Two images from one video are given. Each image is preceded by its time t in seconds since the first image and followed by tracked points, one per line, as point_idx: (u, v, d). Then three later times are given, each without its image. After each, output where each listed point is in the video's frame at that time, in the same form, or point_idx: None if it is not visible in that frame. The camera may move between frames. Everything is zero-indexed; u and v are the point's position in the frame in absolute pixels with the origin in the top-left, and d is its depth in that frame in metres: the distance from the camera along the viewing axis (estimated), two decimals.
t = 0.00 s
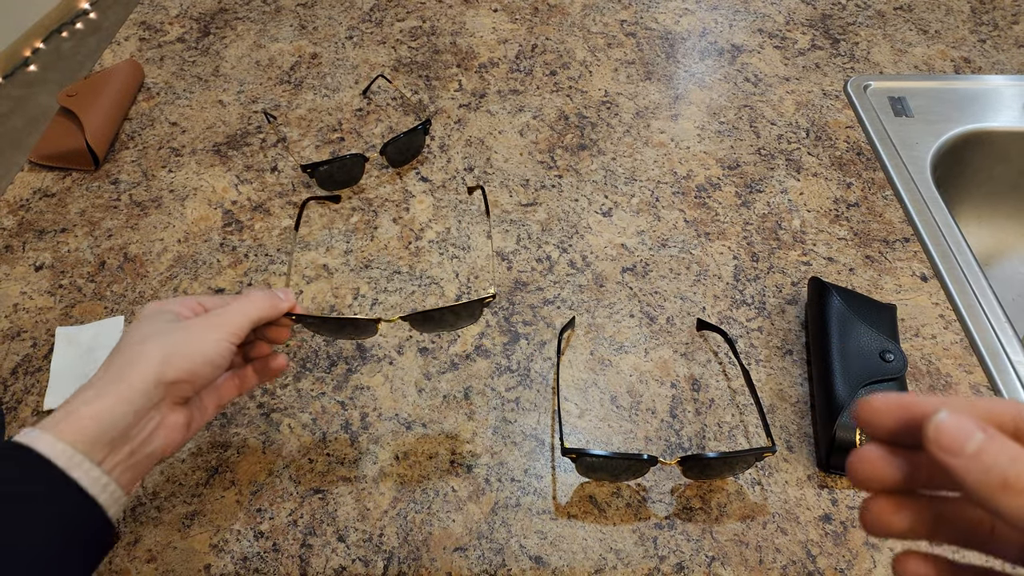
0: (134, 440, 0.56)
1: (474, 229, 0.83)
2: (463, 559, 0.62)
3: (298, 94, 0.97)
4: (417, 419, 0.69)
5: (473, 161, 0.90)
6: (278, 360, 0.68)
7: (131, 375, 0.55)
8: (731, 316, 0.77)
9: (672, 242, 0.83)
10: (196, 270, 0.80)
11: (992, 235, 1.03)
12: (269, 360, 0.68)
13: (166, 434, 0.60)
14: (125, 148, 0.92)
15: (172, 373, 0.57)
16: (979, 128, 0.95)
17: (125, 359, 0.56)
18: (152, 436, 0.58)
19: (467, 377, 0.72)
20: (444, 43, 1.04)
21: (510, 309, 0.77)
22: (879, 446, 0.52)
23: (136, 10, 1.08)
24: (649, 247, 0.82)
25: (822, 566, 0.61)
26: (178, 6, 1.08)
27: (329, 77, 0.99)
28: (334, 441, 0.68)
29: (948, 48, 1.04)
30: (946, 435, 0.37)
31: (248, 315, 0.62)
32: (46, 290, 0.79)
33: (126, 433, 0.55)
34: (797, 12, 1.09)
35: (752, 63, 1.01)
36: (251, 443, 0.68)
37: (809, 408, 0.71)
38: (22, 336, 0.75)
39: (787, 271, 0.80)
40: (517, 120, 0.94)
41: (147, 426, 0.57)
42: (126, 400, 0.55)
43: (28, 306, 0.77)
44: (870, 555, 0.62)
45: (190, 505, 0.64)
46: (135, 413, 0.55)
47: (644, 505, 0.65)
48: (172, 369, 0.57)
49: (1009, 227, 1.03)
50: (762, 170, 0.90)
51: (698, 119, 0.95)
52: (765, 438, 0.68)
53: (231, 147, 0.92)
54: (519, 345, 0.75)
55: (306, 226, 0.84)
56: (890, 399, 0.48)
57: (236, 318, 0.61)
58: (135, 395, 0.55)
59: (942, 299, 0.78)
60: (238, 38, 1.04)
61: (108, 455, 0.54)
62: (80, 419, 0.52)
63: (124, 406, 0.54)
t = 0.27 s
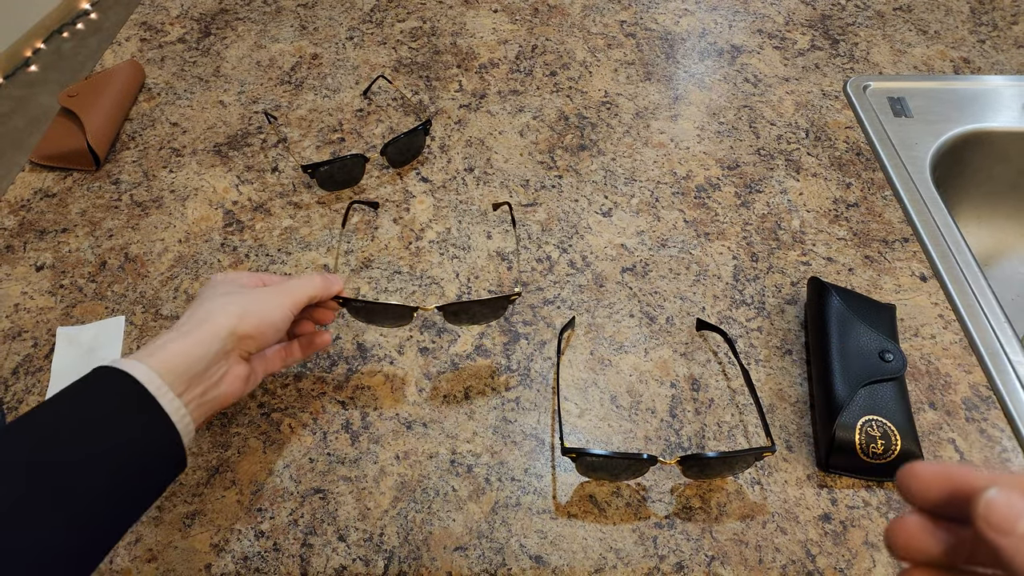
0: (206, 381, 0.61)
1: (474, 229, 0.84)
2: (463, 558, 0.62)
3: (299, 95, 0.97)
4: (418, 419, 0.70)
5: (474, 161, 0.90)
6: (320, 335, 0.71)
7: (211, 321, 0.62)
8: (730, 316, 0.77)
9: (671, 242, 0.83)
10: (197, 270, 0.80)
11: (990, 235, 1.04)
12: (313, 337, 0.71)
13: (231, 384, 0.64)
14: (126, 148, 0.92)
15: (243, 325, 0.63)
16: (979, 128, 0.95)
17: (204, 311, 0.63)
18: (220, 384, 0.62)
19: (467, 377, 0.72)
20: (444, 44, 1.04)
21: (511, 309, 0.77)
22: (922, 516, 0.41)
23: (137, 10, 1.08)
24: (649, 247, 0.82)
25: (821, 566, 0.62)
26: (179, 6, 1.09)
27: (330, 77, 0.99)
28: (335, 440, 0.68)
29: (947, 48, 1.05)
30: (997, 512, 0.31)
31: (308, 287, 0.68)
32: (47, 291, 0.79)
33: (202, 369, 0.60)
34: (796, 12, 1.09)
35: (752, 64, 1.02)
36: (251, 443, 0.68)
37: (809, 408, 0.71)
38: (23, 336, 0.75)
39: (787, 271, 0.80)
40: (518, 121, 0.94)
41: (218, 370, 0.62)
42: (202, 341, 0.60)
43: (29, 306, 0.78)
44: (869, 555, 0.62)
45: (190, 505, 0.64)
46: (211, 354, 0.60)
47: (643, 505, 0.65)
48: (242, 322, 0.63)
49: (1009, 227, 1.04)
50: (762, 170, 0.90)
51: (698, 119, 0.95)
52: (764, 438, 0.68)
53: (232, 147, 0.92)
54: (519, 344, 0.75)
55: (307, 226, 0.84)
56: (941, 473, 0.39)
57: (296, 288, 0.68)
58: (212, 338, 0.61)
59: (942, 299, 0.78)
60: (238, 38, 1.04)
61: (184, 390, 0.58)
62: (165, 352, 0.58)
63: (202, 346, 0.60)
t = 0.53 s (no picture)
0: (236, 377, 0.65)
1: (474, 229, 0.84)
2: (463, 558, 0.62)
3: (299, 95, 0.97)
4: (418, 418, 0.70)
5: (474, 161, 0.90)
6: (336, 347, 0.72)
7: (243, 322, 0.67)
8: (730, 316, 0.77)
9: (671, 242, 0.83)
10: (197, 270, 0.80)
11: (990, 235, 1.04)
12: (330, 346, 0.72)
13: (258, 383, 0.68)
14: (126, 148, 0.92)
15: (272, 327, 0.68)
16: (979, 128, 0.95)
17: (238, 313, 0.68)
18: (250, 381, 0.67)
19: (467, 377, 0.72)
20: (444, 44, 1.04)
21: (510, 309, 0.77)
22: None
23: (137, 10, 1.08)
24: (649, 247, 0.82)
25: (821, 566, 0.62)
26: (179, 6, 1.09)
27: (330, 77, 0.99)
28: (335, 440, 0.68)
29: (947, 48, 1.05)
30: None
31: (332, 294, 0.71)
32: (47, 291, 0.79)
33: (234, 365, 0.64)
34: (796, 12, 1.09)
35: (752, 64, 1.02)
36: (251, 443, 0.68)
37: (809, 407, 0.71)
38: (23, 336, 0.75)
39: (787, 271, 0.80)
40: (518, 121, 0.94)
41: (248, 368, 0.66)
42: (234, 339, 0.65)
43: (29, 306, 0.78)
44: (869, 555, 0.62)
45: (190, 505, 0.64)
46: (241, 351, 0.65)
47: (643, 505, 0.65)
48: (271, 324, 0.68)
49: (1009, 227, 1.04)
50: (762, 170, 0.90)
51: (698, 119, 0.95)
52: (764, 438, 0.68)
53: (232, 147, 0.92)
54: (519, 344, 0.75)
55: (307, 226, 0.84)
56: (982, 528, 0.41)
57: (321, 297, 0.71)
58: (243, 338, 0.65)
59: (942, 299, 0.78)
60: (238, 38, 1.04)
61: (216, 384, 0.63)
62: (201, 349, 0.63)
63: (233, 344, 0.65)
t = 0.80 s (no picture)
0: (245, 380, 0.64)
1: (474, 229, 0.84)
2: (463, 559, 0.62)
3: (299, 95, 0.97)
4: (418, 418, 0.70)
5: (474, 161, 0.90)
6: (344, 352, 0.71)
7: (252, 324, 0.66)
8: (730, 316, 0.77)
9: (671, 242, 0.83)
10: (197, 270, 0.80)
11: (990, 235, 1.04)
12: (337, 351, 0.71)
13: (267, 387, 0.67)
14: (126, 148, 0.92)
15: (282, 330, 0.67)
16: (979, 128, 0.95)
17: (247, 316, 0.67)
18: (258, 384, 0.65)
19: (467, 377, 0.72)
20: (444, 44, 1.04)
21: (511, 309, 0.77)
22: None
23: (137, 10, 1.08)
24: (649, 247, 0.82)
25: (821, 566, 0.62)
26: (178, 6, 1.09)
27: (330, 77, 0.99)
28: (335, 441, 0.68)
29: (947, 48, 1.04)
30: None
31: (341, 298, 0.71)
32: (47, 291, 0.79)
33: (244, 368, 0.63)
34: (796, 12, 1.09)
35: (752, 64, 1.02)
36: (251, 443, 0.68)
37: (808, 408, 0.71)
38: (23, 336, 0.75)
39: (787, 271, 0.80)
40: (518, 121, 0.94)
41: (257, 371, 0.65)
42: (244, 341, 0.64)
43: (29, 306, 0.78)
44: (869, 555, 0.62)
45: (190, 505, 0.64)
46: (251, 354, 0.64)
47: (643, 505, 0.65)
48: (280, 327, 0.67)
49: (1009, 227, 1.04)
50: (762, 170, 0.90)
51: (697, 119, 0.95)
52: (764, 438, 0.68)
53: (232, 147, 0.92)
54: (519, 344, 0.75)
55: (307, 226, 0.84)
56: (987, 533, 0.49)
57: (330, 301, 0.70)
58: (254, 340, 0.64)
59: (942, 299, 0.78)
60: (238, 38, 1.04)
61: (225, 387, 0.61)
62: (211, 351, 0.62)
63: (243, 346, 0.63)
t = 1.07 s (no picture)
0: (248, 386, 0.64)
1: (474, 229, 0.84)
2: (463, 559, 0.62)
3: (299, 95, 0.97)
4: (418, 419, 0.69)
5: (474, 161, 0.90)
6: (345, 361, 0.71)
7: (255, 330, 0.66)
8: (730, 316, 0.77)
9: (671, 242, 0.83)
10: (196, 270, 0.80)
11: (991, 236, 1.04)
12: (336, 360, 0.71)
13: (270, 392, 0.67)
14: (126, 148, 0.92)
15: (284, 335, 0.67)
16: (979, 128, 0.95)
17: (250, 321, 0.67)
18: (261, 389, 0.65)
19: (467, 377, 0.72)
20: (445, 44, 1.04)
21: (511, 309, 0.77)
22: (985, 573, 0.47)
23: (137, 10, 1.08)
24: (649, 247, 0.82)
25: (821, 566, 0.62)
26: (178, 6, 1.09)
27: (330, 77, 0.99)
28: (335, 441, 0.68)
29: (947, 48, 1.04)
30: None
31: (343, 301, 0.71)
32: (46, 291, 0.79)
33: (247, 374, 0.63)
34: (796, 12, 1.09)
35: (752, 64, 1.02)
36: (251, 443, 0.68)
37: (808, 407, 0.71)
38: (23, 336, 0.75)
39: (787, 271, 0.80)
40: (518, 121, 0.94)
41: (260, 377, 0.65)
42: (247, 347, 0.64)
43: (28, 306, 0.78)
44: (870, 555, 0.62)
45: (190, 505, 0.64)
46: (254, 360, 0.64)
47: (643, 505, 0.65)
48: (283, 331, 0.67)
49: (1009, 227, 1.04)
50: (762, 170, 0.90)
51: (697, 119, 0.95)
52: (764, 438, 0.68)
53: (232, 147, 0.92)
54: (520, 344, 0.75)
55: (307, 226, 0.84)
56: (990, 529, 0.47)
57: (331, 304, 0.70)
58: (256, 346, 0.64)
59: (942, 299, 0.78)
60: (238, 38, 1.04)
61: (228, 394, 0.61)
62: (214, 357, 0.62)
63: (246, 352, 0.63)
